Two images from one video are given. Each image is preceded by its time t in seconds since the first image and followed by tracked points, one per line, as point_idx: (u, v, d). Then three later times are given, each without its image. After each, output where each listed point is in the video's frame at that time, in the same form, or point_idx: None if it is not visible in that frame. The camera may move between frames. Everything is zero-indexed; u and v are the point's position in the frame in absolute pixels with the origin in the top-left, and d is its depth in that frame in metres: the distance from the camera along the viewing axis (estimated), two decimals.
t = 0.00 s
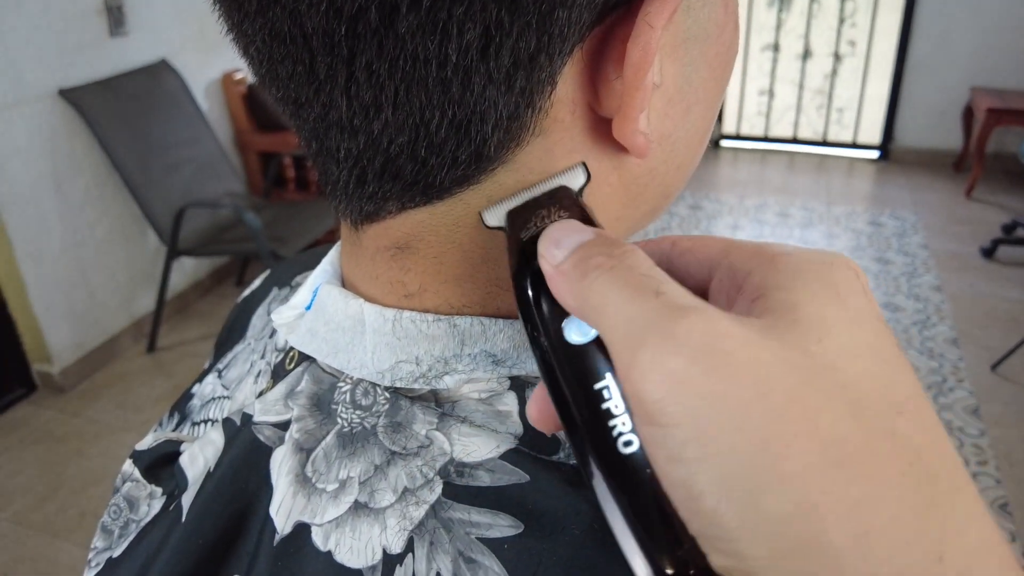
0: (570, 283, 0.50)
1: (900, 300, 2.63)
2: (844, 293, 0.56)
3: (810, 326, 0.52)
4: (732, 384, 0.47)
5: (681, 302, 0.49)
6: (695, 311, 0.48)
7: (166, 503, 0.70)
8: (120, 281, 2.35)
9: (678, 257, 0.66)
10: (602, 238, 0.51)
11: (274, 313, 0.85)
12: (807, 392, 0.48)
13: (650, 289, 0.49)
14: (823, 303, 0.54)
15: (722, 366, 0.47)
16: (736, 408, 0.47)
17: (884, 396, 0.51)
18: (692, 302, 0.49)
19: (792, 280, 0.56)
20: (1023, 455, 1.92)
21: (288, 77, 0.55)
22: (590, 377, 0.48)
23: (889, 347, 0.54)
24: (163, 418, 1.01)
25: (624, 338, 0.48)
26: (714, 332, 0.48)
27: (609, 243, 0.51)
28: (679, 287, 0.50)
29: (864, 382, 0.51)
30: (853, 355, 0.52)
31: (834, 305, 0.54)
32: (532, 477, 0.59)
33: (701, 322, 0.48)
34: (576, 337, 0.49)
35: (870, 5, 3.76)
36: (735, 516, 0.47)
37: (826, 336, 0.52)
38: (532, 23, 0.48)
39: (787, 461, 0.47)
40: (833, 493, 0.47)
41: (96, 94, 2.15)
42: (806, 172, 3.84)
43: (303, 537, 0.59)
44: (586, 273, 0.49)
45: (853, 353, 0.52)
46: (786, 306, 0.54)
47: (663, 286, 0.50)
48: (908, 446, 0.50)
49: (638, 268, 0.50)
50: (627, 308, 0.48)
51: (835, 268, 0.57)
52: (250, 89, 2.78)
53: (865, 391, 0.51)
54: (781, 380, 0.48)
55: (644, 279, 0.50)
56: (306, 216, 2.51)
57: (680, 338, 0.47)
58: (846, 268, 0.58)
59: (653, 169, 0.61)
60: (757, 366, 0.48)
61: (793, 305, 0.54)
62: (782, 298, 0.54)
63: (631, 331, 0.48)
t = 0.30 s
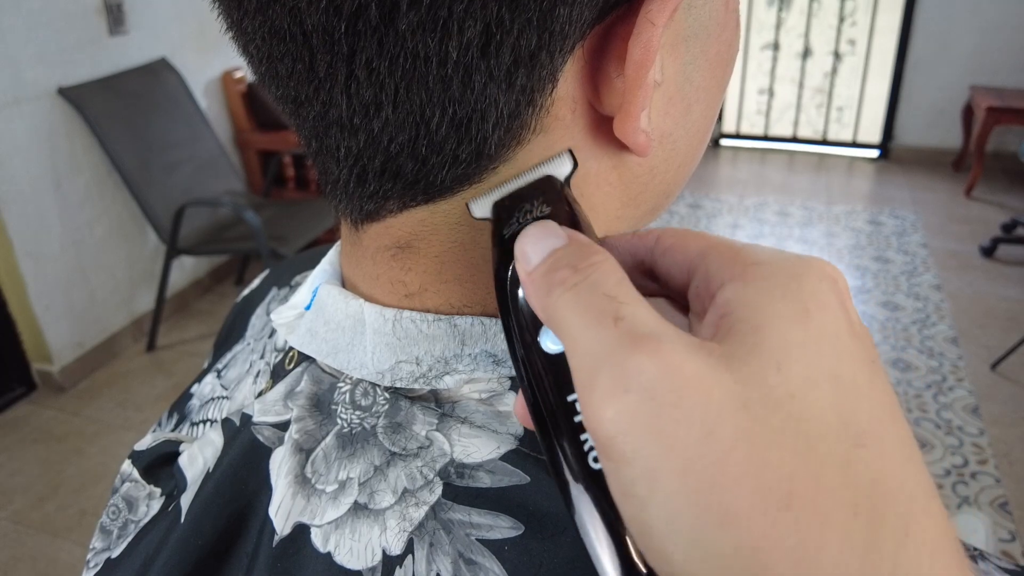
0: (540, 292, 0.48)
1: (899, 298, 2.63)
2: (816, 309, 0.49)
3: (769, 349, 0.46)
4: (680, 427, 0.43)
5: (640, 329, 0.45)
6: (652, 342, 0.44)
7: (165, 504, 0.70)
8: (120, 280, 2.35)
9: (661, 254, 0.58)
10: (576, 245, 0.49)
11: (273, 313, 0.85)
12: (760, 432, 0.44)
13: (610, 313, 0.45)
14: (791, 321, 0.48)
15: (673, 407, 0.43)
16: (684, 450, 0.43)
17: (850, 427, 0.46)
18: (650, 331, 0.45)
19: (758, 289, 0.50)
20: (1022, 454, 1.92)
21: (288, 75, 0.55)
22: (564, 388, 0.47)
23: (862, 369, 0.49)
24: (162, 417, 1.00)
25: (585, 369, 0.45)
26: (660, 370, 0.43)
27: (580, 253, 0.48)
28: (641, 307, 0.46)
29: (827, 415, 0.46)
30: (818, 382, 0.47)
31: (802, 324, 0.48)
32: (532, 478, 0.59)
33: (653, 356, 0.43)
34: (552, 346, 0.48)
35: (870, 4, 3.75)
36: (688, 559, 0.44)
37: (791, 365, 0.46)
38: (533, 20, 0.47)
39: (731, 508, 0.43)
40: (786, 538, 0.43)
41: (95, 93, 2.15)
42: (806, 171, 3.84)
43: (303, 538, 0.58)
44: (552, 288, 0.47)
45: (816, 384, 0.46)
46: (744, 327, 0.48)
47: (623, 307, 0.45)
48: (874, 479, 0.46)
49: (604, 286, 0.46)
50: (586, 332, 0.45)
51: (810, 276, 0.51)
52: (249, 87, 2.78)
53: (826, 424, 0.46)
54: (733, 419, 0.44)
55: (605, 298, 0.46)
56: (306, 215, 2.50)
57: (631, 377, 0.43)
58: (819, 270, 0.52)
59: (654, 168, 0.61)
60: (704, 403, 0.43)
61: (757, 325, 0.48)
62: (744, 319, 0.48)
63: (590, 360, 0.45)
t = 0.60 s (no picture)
0: (545, 289, 0.48)
1: (899, 297, 2.63)
2: (830, 306, 0.47)
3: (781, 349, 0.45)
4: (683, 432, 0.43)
5: (647, 335, 0.44)
6: (658, 349, 0.44)
7: (164, 504, 0.70)
8: (119, 279, 2.34)
9: (674, 242, 0.56)
10: (581, 239, 0.48)
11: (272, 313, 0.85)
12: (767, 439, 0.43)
13: (616, 316, 0.45)
14: (807, 314, 0.46)
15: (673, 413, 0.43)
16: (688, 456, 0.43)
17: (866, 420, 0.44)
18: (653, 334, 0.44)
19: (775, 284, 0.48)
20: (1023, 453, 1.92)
21: (287, 72, 0.54)
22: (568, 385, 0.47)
23: (881, 357, 0.47)
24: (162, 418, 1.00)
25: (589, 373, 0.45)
26: (663, 376, 0.43)
27: (583, 247, 0.47)
28: (648, 310, 0.45)
29: (840, 416, 0.44)
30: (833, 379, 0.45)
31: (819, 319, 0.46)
32: (534, 480, 0.58)
33: (656, 363, 0.43)
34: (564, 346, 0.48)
35: (870, 3, 3.75)
36: (693, 566, 0.44)
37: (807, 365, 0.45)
38: (536, 16, 0.47)
39: (737, 516, 0.42)
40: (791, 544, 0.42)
41: (95, 92, 2.15)
42: (806, 170, 3.83)
43: (303, 539, 0.58)
44: (555, 287, 0.47)
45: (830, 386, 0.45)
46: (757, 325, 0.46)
47: (628, 311, 0.45)
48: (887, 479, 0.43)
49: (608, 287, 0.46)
50: (591, 338, 0.45)
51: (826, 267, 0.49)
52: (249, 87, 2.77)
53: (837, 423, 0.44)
54: (742, 426, 0.43)
55: (609, 300, 0.45)
56: (305, 214, 2.50)
57: (634, 386, 0.44)
58: (840, 261, 0.50)
59: (656, 167, 0.60)
60: (708, 413, 0.43)
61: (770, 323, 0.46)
62: (758, 317, 0.46)
63: (594, 365, 0.45)
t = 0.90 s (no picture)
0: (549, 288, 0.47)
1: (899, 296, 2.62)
2: (853, 292, 0.45)
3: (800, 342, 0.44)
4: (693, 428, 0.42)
5: (659, 330, 0.43)
6: (669, 344, 0.43)
7: (163, 504, 0.69)
8: (119, 279, 2.34)
9: (687, 226, 0.56)
10: (584, 231, 0.47)
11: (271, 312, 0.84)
12: (787, 436, 0.42)
13: (624, 311, 0.44)
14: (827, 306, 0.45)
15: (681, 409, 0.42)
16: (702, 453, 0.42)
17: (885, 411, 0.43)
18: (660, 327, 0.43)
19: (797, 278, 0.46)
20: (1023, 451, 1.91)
21: (284, 70, 0.54)
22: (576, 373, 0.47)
23: (905, 345, 0.46)
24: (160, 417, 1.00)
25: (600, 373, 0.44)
26: (678, 374, 0.42)
27: (583, 243, 0.46)
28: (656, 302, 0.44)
29: (863, 409, 0.43)
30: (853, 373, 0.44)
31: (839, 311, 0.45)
32: (534, 480, 0.57)
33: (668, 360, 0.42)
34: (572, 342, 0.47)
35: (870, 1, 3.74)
36: (715, 566, 0.43)
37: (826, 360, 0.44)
38: (536, 11, 0.46)
39: (756, 515, 0.42)
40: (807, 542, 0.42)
41: (95, 90, 2.14)
42: (806, 168, 3.83)
43: (302, 540, 0.57)
44: (560, 283, 0.46)
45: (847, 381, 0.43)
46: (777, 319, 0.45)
47: (635, 307, 0.44)
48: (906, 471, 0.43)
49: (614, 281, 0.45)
50: (599, 333, 0.44)
51: (848, 253, 0.47)
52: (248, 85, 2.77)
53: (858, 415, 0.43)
54: (757, 420, 0.42)
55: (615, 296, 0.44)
56: (304, 213, 2.50)
57: (645, 383, 0.42)
58: (863, 243, 0.48)
59: (657, 165, 0.60)
60: (726, 409, 0.42)
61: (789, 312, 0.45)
62: (774, 310, 0.45)
63: (604, 361, 0.44)
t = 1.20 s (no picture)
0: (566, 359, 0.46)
1: (899, 295, 2.62)
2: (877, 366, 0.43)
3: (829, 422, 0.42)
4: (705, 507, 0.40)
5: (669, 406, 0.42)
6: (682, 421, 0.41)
7: (161, 503, 0.69)
8: (118, 278, 2.34)
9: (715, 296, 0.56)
10: (601, 311, 0.46)
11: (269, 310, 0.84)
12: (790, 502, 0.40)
13: (642, 385, 0.43)
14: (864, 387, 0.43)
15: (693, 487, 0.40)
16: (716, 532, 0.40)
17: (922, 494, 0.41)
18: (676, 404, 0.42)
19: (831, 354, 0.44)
20: None
21: (280, 67, 0.53)
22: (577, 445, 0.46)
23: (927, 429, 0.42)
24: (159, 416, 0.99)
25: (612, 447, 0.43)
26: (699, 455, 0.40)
27: (601, 319, 0.46)
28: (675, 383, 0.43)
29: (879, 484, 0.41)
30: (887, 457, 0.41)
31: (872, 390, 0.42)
32: (534, 479, 0.57)
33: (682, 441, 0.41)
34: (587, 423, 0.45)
35: None
36: None
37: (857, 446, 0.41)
38: (533, 8, 0.46)
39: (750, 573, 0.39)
40: None
41: (94, 90, 2.14)
42: (806, 167, 3.82)
43: (300, 539, 0.57)
44: (576, 357, 0.45)
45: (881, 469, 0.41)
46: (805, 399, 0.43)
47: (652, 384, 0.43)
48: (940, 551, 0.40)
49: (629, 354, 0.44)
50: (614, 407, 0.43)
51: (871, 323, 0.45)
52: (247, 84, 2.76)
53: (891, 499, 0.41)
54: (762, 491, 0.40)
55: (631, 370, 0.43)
56: (303, 211, 2.50)
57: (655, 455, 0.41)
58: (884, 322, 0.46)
59: (656, 163, 0.59)
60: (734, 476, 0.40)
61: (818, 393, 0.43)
62: (799, 380, 0.43)
63: (615, 432, 0.43)
